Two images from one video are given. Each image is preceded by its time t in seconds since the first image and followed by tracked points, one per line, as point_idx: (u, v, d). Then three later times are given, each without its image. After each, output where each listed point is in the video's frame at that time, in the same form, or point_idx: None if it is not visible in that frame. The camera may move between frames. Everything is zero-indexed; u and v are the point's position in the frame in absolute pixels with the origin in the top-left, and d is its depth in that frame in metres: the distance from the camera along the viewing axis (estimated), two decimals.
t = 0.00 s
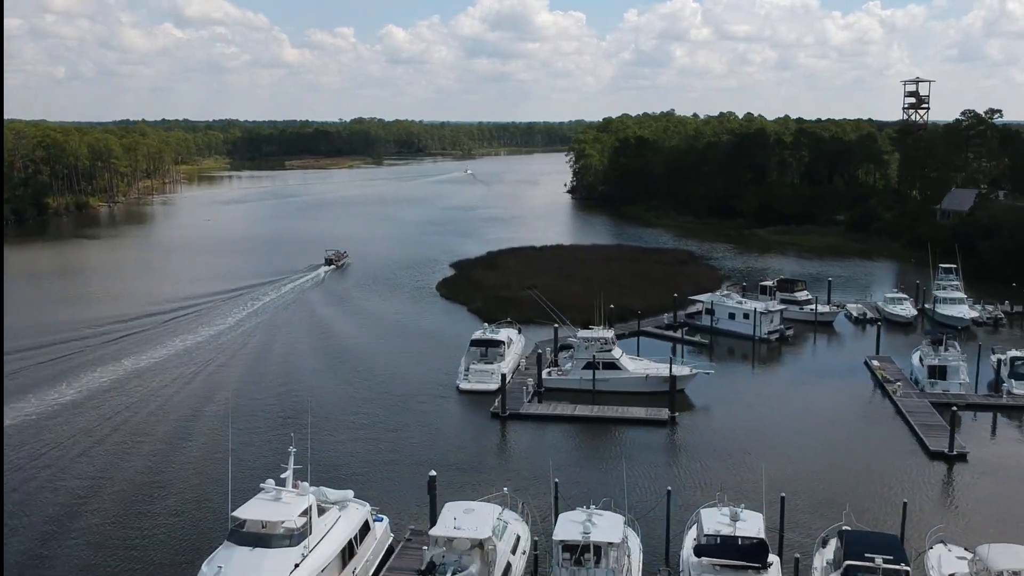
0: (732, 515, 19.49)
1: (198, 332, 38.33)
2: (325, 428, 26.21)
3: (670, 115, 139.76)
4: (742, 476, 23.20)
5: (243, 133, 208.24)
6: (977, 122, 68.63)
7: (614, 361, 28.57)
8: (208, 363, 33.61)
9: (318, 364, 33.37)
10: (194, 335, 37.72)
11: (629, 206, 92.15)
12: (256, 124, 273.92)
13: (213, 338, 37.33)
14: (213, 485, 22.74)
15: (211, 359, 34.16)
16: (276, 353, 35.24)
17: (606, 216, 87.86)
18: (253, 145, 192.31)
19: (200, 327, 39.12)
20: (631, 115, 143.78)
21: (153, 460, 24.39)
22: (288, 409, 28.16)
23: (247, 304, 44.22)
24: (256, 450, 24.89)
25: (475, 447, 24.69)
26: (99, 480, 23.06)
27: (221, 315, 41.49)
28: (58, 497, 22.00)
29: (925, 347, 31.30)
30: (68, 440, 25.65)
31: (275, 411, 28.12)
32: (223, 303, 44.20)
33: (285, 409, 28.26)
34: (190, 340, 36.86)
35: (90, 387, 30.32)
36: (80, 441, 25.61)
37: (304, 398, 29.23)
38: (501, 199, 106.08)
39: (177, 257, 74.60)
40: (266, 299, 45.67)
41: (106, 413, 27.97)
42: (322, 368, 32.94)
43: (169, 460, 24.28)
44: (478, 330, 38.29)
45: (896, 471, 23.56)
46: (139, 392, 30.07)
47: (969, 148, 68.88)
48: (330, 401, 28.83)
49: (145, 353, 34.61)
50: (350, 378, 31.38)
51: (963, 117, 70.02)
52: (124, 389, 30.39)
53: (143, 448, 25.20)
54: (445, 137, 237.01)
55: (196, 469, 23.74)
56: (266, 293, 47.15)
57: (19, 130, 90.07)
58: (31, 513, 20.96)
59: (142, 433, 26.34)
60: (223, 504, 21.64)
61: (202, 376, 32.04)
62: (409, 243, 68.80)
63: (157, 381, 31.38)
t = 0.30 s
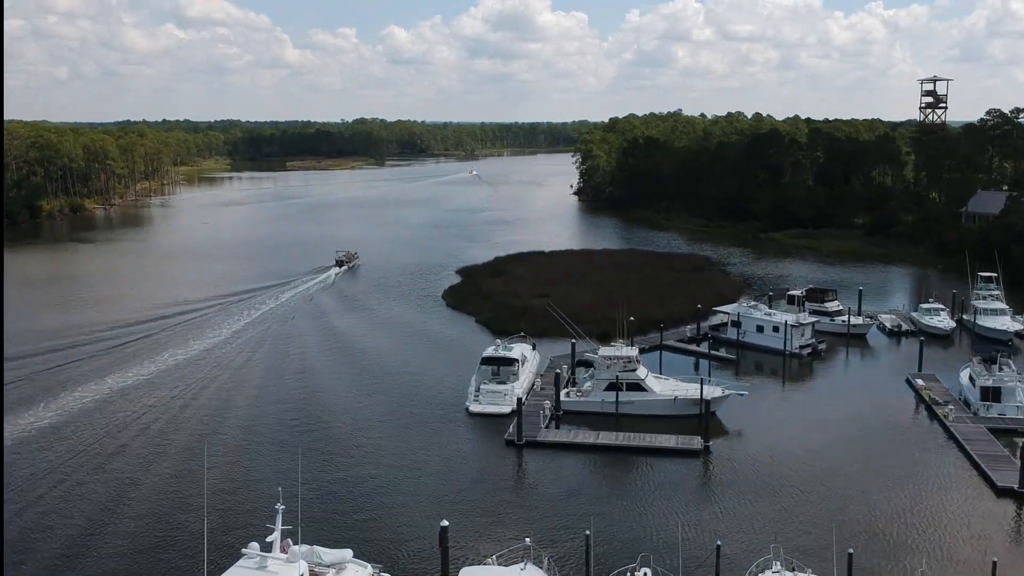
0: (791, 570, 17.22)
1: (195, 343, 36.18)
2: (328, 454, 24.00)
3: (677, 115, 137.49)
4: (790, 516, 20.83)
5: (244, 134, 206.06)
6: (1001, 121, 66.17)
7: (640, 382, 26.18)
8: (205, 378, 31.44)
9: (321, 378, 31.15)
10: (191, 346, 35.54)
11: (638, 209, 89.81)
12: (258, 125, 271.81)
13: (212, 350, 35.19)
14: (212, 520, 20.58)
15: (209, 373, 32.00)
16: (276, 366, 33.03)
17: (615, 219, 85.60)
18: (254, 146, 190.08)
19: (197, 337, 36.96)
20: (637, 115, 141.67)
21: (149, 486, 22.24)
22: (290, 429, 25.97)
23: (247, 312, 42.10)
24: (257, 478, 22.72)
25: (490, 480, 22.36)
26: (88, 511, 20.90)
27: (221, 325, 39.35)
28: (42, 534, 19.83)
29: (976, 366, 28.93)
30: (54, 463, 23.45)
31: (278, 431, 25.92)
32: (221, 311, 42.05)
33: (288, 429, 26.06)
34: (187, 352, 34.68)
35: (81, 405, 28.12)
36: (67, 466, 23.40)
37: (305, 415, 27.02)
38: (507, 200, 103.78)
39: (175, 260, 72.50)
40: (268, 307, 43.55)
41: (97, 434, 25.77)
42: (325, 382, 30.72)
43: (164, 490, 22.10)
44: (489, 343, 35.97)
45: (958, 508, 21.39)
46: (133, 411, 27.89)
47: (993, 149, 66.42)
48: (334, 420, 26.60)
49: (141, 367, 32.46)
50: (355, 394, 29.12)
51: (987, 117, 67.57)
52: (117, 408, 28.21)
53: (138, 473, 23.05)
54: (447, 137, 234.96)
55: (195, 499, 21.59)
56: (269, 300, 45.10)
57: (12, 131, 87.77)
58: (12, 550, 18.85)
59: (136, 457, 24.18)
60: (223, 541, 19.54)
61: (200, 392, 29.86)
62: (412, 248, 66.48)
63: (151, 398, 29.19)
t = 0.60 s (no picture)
0: None
1: (189, 356, 34.16)
2: (332, 487, 21.98)
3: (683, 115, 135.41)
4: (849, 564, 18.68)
5: (244, 135, 204.03)
6: None
7: (667, 407, 23.97)
8: (198, 396, 29.42)
9: (322, 398, 29.11)
10: (185, 360, 33.52)
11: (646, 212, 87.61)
12: (258, 125, 269.82)
13: (207, 364, 33.15)
14: (207, 563, 18.67)
15: (203, 391, 29.96)
16: (275, 383, 31.00)
17: (623, 222, 83.47)
18: (254, 147, 188.00)
19: (192, 351, 34.93)
20: (643, 115, 139.58)
21: (139, 525, 20.11)
22: (290, 456, 23.92)
23: (246, 323, 40.09)
24: (255, 512, 20.73)
25: (505, 520, 20.27)
26: (73, 550, 18.97)
27: (218, 336, 37.34)
28: None
29: None
30: (33, 494, 21.36)
31: (278, 457, 23.92)
32: (217, 322, 40.06)
33: (289, 455, 24.05)
34: (182, 366, 32.68)
35: (62, 428, 25.88)
36: (47, 497, 21.33)
37: (306, 442, 24.90)
38: (511, 202, 101.67)
39: (171, 265, 70.48)
40: (267, 317, 41.55)
41: (81, 458, 23.67)
42: (328, 401, 28.69)
43: (155, 524, 20.13)
44: (498, 358, 33.81)
45: (965, 507, 21.52)
46: (121, 433, 25.81)
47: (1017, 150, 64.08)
48: (339, 446, 24.59)
49: (131, 383, 30.41)
50: (359, 416, 27.07)
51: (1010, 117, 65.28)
52: (103, 429, 26.13)
53: (125, 505, 21.00)
54: (449, 137, 233.12)
55: (190, 538, 19.57)
56: (268, 310, 43.12)
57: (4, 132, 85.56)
58: None
59: (124, 486, 22.10)
60: None
61: (194, 411, 27.82)
62: (415, 253, 64.31)
63: (141, 418, 27.13)
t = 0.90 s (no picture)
0: None
1: (180, 371, 32.13)
2: (335, 528, 19.98)
3: (691, 115, 133.32)
4: None
5: (245, 135, 202.32)
6: None
7: (700, 437, 21.62)
8: (187, 420, 27.35)
9: (321, 421, 26.96)
10: (176, 376, 31.45)
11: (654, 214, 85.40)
12: (259, 125, 268.15)
13: (198, 382, 31.09)
14: None
15: (193, 414, 27.88)
16: (271, 404, 28.87)
17: (632, 225, 81.27)
18: (255, 147, 186.38)
19: (184, 365, 32.87)
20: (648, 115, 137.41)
21: None
22: (296, 490, 22.05)
23: (242, 332, 38.02)
24: (264, 559, 18.81)
25: (522, 570, 18.03)
26: None
27: (212, 349, 35.27)
28: None
29: None
30: (9, 539, 19.33)
31: (272, 496, 21.83)
32: (211, 332, 38.06)
33: (284, 493, 21.95)
34: (172, 384, 30.62)
35: (44, 459, 23.83)
36: (25, 543, 19.33)
37: (312, 473, 23.05)
38: (516, 204, 99.57)
39: (167, 269, 68.50)
40: (265, 325, 39.45)
41: (58, 494, 21.64)
42: (327, 426, 26.54)
43: None
44: (508, 374, 31.50)
45: None
46: (103, 463, 23.77)
47: None
48: (339, 481, 22.46)
49: (117, 403, 28.38)
50: (361, 444, 24.88)
51: None
52: (84, 458, 24.09)
53: (116, 552, 19.04)
54: (452, 137, 231.20)
55: None
56: (267, 318, 41.01)
57: None
58: None
59: (102, 530, 20.04)
60: None
61: (184, 437, 25.75)
62: (417, 257, 62.16)
63: (126, 445, 25.09)
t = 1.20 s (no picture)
0: None
1: (170, 387, 30.14)
2: (357, 563, 18.26)
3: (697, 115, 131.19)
4: None
5: (244, 135, 200.42)
6: None
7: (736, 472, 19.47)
8: (183, 438, 25.51)
9: (323, 444, 24.89)
10: (162, 393, 29.31)
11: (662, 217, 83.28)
12: (259, 126, 266.32)
13: (187, 399, 28.95)
14: None
15: (186, 433, 25.88)
16: (268, 423, 26.78)
17: (640, 228, 79.12)
18: (254, 147, 184.52)
19: (172, 381, 30.77)
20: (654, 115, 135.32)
21: None
22: (311, 518, 20.29)
23: (236, 344, 35.91)
24: None
25: None
26: None
27: (204, 362, 33.18)
28: None
29: None
30: None
31: (273, 530, 19.79)
32: (203, 343, 36.05)
33: (287, 528, 19.85)
34: (160, 402, 28.48)
35: (29, 485, 21.83)
36: None
37: (325, 498, 21.30)
38: (519, 206, 97.49)
39: (163, 273, 66.49)
40: (259, 336, 37.33)
41: (34, 531, 19.43)
42: (330, 448, 24.48)
43: None
44: (518, 391, 29.31)
45: None
46: (84, 493, 21.55)
47: None
48: (346, 513, 20.41)
49: (97, 425, 26.22)
50: (366, 472, 22.84)
51: None
52: (61, 486, 21.88)
53: None
54: (453, 138, 229.12)
55: None
56: (262, 328, 38.95)
57: None
58: None
59: None
60: None
61: (173, 463, 23.60)
62: (420, 262, 60.05)
63: (119, 467, 23.21)
